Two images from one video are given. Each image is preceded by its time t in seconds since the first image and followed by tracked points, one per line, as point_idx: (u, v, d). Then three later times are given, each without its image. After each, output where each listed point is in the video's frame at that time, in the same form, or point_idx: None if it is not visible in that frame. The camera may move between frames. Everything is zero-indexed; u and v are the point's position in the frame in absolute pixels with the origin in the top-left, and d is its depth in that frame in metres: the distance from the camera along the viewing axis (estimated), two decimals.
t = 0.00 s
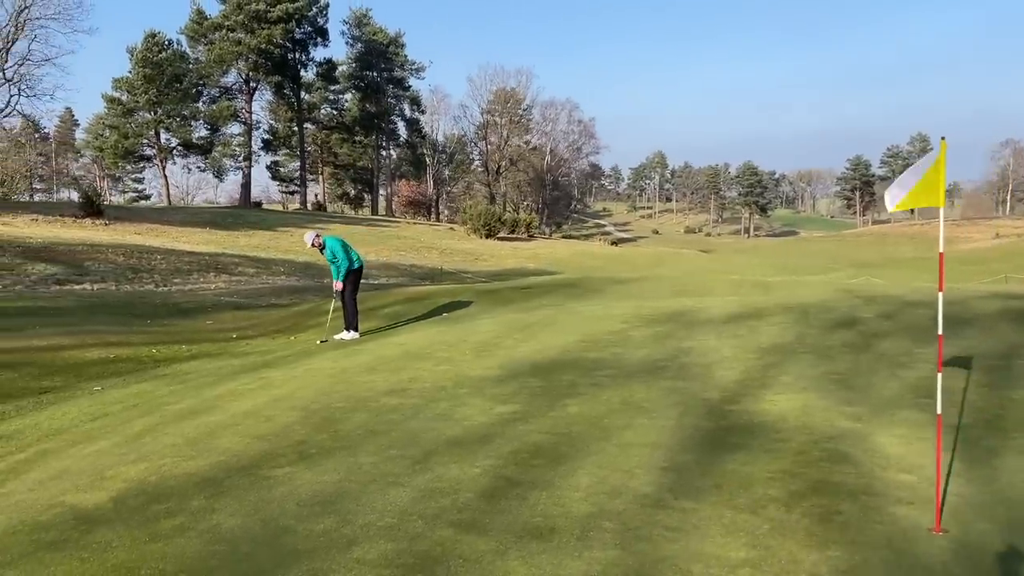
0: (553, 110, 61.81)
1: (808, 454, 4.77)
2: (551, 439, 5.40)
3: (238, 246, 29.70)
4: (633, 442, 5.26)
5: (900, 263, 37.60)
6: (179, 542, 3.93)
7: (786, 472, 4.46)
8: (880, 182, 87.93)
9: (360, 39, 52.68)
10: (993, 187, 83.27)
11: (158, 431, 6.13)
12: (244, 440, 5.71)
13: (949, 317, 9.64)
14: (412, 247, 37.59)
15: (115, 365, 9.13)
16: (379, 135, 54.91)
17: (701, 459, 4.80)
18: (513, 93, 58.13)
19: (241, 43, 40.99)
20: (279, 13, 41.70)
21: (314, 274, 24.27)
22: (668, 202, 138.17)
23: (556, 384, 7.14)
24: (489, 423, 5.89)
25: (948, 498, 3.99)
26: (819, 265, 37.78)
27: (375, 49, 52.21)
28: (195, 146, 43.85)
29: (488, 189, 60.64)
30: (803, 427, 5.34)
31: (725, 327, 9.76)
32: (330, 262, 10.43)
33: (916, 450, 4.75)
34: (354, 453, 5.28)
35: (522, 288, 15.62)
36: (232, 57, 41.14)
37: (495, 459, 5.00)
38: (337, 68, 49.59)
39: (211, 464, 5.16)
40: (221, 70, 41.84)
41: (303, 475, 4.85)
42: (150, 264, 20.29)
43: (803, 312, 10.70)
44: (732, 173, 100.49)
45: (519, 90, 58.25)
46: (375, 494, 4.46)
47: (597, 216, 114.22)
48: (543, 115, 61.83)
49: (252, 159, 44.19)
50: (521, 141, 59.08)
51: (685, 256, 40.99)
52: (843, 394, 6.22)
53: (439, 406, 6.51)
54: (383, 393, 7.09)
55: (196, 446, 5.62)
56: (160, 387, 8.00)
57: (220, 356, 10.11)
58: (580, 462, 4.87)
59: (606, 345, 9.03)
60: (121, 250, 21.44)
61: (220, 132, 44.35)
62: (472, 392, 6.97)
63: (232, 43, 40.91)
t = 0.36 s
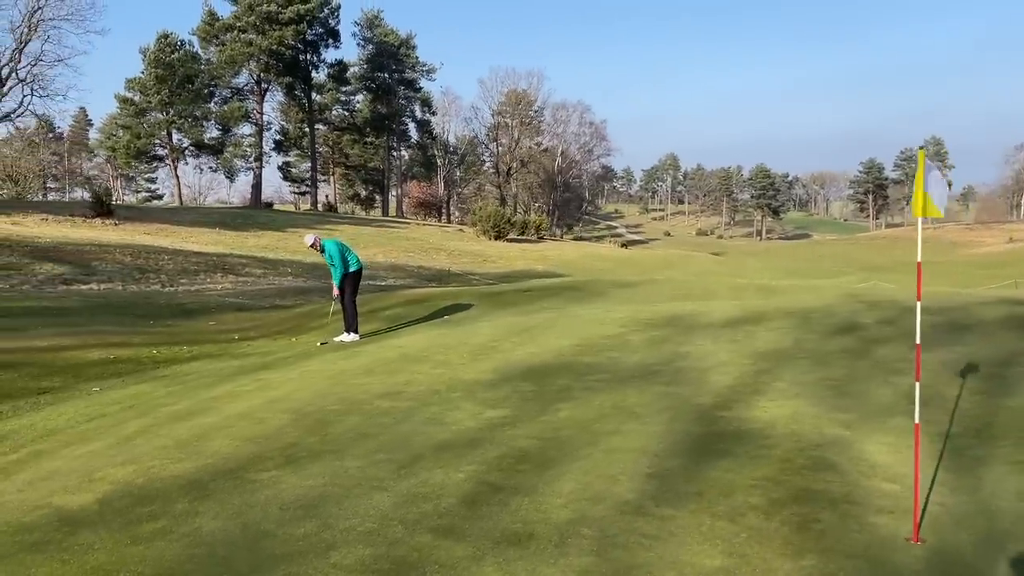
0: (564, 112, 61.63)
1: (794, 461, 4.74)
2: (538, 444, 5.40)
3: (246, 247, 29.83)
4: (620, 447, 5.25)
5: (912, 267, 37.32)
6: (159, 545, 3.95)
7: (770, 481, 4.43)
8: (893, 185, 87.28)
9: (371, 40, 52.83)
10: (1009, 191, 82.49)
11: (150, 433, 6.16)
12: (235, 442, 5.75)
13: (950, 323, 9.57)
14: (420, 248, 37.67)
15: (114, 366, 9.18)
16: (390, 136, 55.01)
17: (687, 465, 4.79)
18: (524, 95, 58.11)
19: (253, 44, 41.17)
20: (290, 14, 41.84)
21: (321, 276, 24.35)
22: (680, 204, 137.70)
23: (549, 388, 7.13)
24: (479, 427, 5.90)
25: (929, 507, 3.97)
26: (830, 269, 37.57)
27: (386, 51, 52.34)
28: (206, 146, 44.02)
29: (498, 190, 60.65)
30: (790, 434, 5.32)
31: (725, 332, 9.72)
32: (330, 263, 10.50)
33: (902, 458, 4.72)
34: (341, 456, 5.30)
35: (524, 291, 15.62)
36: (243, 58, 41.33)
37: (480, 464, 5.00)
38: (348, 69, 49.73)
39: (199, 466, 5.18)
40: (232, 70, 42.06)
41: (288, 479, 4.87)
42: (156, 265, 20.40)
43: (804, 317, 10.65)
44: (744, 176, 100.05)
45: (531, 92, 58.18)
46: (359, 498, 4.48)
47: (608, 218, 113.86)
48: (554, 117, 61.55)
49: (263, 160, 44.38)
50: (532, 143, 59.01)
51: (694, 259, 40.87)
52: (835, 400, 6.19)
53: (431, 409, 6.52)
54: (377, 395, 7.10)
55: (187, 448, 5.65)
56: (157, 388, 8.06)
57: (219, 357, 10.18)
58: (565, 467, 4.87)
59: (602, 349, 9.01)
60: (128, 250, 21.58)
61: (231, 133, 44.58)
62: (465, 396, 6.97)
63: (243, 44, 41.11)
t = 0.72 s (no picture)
0: (571, 113, 61.54)
1: (777, 464, 4.73)
2: (523, 446, 5.40)
3: (251, 247, 29.92)
4: (603, 450, 5.24)
5: (919, 271, 37.11)
6: (137, 543, 3.96)
7: (751, 484, 4.42)
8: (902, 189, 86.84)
9: (378, 41, 52.92)
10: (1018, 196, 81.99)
11: (139, 432, 6.18)
12: (221, 441, 5.76)
13: (946, 328, 9.53)
14: (424, 249, 37.69)
15: (109, 365, 9.22)
16: (396, 137, 55.05)
17: (669, 468, 4.78)
18: (531, 97, 58.14)
19: (259, 44, 41.27)
20: (297, 15, 41.95)
21: (324, 276, 24.39)
22: (688, 207, 137.36)
23: (539, 391, 7.13)
24: (465, 428, 5.90)
25: (907, 512, 3.96)
26: (836, 273, 37.40)
27: (393, 52, 52.37)
28: (213, 146, 44.02)
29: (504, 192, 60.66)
30: (776, 438, 5.30)
31: (720, 335, 9.69)
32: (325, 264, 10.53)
33: (886, 463, 4.70)
34: (326, 456, 5.31)
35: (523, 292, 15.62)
36: (250, 59, 41.44)
37: (463, 465, 5.00)
38: (355, 69, 49.82)
39: (184, 465, 5.20)
40: (239, 70, 42.17)
41: (271, 479, 4.87)
42: (159, 264, 20.47)
43: (800, 321, 10.61)
44: (752, 179, 99.73)
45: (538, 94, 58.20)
46: (339, 498, 4.48)
47: (615, 221, 113.72)
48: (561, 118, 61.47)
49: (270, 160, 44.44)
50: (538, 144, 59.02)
51: (700, 262, 40.73)
52: (824, 404, 6.17)
53: (419, 410, 6.52)
54: (367, 396, 7.11)
55: (173, 447, 5.67)
56: (150, 387, 8.09)
57: (215, 356, 10.21)
58: (547, 469, 4.87)
59: (596, 352, 9.00)
60: (132, 250, 21.67)
61: (238, 133, 44.66)
62: (455, 397, 6.97)
63: (250, 45, 41.21)
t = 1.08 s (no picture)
0: (579, 115, 61.51)
1: (752, 465, 4.76)
2: (503, 444, 5.44)
3: (255, 245, 30.03)
4: (582, 448, 5.28)
5: (925, 275, 36.91)
6: (114, 535, 4.02)
7: (724, 484, 4.45)
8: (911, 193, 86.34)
9: (386, 41, 53.02)
10: None
11: (128, 426, 6.26)
12: (206, 437, 5.83)
13: (938, 332, 9.53)
14: (429, 249, 37.76)
15: (105, 360, 9.32)
16: (404, 137, 55.12)
17: (644, 467, 4.81)
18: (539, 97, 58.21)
19: (267, 44, 41.39)
20: (305, 14, 42.06)
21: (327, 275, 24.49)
22: (695, 209, 136.99)
23: (526, 390, 7.17)
24: (449, 426, 5.96)
25: (875, 512, 4.00)
26: (842, 276, 37.25)
27: (401, 52, 52.37)
28: (221, 144, 44.61)
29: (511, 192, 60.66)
30: (755, 439, 5.33)
31: (712, 337, 9.72)
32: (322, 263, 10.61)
33: (861, 465, 4.72)
34: (308, 452, 5.37)
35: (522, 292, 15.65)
36: (258, 58, 41.55)
37: (441, 463, 5.04)
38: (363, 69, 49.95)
39: (166, 459, 5.27)
40: (248, 70, 42.32)
41: (250, 474, 4.92)
42: (163, 261, 20.61)
43: (794, 323, 10.62)
44: (761, 181, 99.42)
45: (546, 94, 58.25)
46: (316, 493, 4.53)
47: (623, 222, 113.54)
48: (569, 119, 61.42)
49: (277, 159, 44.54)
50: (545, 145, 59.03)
51: (704, 263, 40.60)
52: (807, 406, 6.20)
53: (405, 408, 6.57)
54: (355, 393, 7.17)
55: (160, 441, 5.74)
56: (144, 382, 8.19)
57: (211, 353, 10.30)
58: (524, 466, 4.91)
59: (586, 352, 9.04)
60: (136, 247, 21.81)
61: (246, 131, 44.81)
62: (442, 395, 7.03)
63: (258, 44, 41.33)
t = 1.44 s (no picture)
0: (588, 113, 61.39)
1: (735, 464, 4.74)
2: (488, 440, 5.43)
3: (261, 241, 30.13)
4: (566, 446, 5.26)
5: (935, 278, 36.66)
6: (93, 525, 4.04)
7: (705, 482, 4.43)
8: (924, 195, 85.79)
9: (396, 39, 53.15)
10: None
11: (119, 418, 6.30)
12: (194, 430, 5.85)
13: (936, 334, 9.46)
14: (435, 247, 37.81)
15: (103, 353, 9.38)
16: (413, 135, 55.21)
17: (626, 465, 4.80)
18: (548, 96, 58.11)
19: (277, 41, 41.54)
20: (315, 12, 42.11)
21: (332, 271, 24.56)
22: (705, 209, 136.55)
23: (517, 387, 7.16)
24: (436, 422, 5.96)
25: (853, 512, 3.97)
26: (851, 278, 37.09)
27: (410, 50, 52.58)
28: (230, 140, 44.80)
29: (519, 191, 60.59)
30: (741, 438, 5.30)
31: (708, 337, 9.69)
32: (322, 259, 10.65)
33: (844, 465, 4.70)
34: (293, 446, 5.38)
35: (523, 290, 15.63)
36: (268, 55, 41.72)
37: (425, 458, 5.04)
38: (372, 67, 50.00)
39: (152, 451, 5.29)
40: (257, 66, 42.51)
41: (233, 467, 4.94)
42: (167, 256, 20.72)
43: (792, 324, 10.56)
44: (772, 182, 99.05)
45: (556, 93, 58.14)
46: (296, 487, 4.54)
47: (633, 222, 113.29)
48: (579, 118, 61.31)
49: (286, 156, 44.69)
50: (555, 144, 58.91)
51: (712, 264, 40.46)
52: (797, 406, 6.16)
53: (394, 404, 6.58)
54: (346, 389, 7.18)
55: (148, 434, 5.77)
56: (140, 376, 8.24)
57: (208, 348, 10.35)
58: (506, 463, 4.91)
59: (581, 351, 9.01)
60: (141, 242, 21.94)
61: (255, 128, 44.98)
62: (433, 392, 7.03)
63: (268, 41, 41.49)
